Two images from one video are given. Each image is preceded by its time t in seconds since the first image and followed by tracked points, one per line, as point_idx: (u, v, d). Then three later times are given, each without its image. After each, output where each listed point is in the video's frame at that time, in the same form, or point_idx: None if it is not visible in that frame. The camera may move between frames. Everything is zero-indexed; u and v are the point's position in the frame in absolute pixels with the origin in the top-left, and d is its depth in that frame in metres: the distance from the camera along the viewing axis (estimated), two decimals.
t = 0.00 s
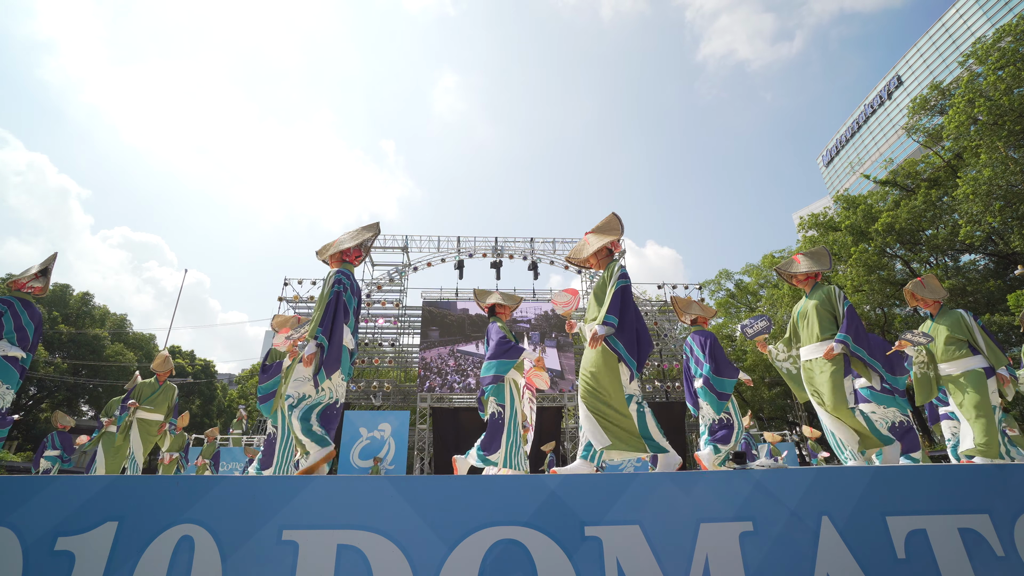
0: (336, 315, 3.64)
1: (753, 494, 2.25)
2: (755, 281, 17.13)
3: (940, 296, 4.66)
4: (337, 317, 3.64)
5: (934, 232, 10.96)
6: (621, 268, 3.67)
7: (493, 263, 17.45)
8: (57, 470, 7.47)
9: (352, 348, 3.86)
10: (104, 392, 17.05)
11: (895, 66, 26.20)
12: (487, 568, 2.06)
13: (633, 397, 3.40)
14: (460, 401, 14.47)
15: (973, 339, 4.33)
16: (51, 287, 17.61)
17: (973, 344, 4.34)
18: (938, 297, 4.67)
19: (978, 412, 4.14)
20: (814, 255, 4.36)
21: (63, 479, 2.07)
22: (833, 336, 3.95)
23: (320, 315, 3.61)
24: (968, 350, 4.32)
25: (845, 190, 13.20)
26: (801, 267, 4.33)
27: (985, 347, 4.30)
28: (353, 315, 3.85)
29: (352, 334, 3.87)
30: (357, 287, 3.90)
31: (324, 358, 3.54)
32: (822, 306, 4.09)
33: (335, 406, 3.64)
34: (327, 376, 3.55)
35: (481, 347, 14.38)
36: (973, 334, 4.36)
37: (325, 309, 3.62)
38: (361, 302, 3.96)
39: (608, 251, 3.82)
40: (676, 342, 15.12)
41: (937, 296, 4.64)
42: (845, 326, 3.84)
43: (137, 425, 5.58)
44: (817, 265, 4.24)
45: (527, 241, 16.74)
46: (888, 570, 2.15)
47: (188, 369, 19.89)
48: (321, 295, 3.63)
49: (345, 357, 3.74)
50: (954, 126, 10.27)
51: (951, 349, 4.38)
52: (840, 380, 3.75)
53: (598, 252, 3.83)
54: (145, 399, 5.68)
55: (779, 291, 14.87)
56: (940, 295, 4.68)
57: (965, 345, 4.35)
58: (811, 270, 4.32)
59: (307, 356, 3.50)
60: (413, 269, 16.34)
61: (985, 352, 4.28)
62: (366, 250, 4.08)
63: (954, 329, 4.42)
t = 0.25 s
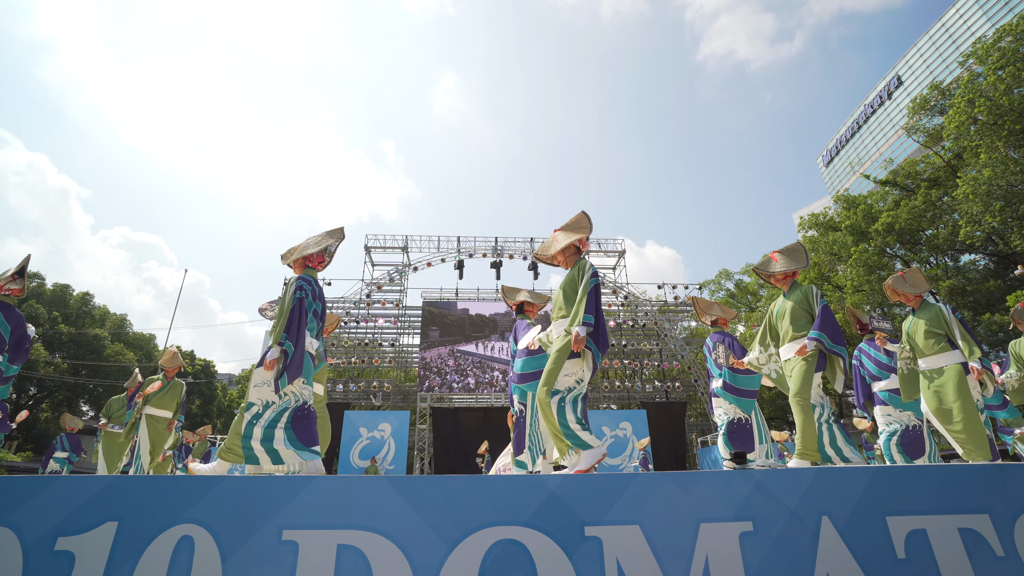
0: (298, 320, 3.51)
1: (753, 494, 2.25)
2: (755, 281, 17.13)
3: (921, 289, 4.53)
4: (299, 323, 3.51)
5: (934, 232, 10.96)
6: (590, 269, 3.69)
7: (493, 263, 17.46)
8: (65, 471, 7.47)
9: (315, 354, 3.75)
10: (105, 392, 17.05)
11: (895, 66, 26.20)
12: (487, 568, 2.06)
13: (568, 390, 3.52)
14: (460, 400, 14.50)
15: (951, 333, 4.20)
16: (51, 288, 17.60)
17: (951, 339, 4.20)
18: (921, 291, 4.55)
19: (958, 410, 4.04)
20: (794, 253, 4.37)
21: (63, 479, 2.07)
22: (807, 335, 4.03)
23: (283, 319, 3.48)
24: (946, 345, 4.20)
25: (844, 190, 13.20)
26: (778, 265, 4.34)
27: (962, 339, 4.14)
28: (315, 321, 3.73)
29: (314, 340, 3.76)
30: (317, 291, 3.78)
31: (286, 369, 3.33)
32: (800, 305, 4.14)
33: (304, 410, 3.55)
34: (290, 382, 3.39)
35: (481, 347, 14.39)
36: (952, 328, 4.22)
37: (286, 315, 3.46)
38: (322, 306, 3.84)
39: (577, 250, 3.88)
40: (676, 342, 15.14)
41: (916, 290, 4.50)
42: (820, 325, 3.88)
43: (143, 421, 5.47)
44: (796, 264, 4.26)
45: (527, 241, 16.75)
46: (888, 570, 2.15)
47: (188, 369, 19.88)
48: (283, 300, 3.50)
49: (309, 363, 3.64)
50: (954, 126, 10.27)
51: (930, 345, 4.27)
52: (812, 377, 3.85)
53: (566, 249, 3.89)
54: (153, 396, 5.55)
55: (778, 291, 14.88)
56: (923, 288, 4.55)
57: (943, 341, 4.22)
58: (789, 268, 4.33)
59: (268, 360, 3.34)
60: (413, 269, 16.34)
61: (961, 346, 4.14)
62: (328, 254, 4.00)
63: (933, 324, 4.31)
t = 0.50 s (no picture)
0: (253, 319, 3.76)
1: (753, 495, 2.25)
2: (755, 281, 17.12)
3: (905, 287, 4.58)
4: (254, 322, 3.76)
5: (934, 232, 10.97)
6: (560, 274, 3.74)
7: (493, 263, 17.45)
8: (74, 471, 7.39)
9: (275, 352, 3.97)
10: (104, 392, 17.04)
11: (895, 66, 26.21)
12: (487, 568, 2.06)
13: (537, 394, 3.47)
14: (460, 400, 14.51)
15: (933, 332, 4.33)
16: (51, 288, 17.60)
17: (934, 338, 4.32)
18: (902, 288, 4.58)
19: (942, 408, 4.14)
20: (764, 253, 4.44)
21: (63, 479, 2.08)
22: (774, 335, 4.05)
23: (237, 317, 3.70)
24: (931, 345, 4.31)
25: (845, 190, 13.20)
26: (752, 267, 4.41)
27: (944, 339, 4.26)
28: (273, 317, 3.94)
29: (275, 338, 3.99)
30: (280, 291, 4.02)
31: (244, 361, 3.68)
32: (768, 305, 4.20)
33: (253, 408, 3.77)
34: (249, 378, 3.70)
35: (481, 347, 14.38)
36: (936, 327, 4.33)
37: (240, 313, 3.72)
38: (283, 304, 4.07)
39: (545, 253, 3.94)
40: (676, 342, 15.14)
41: (897, 288, 4.53)
42: (788, 326, 3.98)
43: (153, 418, 5.50)
44: (770, 266, 4.33)
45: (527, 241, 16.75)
46: (888, 570, 2.15)
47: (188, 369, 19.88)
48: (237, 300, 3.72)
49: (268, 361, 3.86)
50: (954, 126, 10.27)
51: (914, 344, 4.40)
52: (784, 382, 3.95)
53: (532, 250, 3.93)
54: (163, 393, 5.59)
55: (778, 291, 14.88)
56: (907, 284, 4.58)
57: (927, 340, 4.34)
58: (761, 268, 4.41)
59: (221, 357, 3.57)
60: (413, 269, 16.35)
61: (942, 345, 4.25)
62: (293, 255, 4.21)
63: (916, 323, 4.43)
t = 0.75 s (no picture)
0: (206, 320, 3.72)
1: (753, 494, 2.25)
2: (755, 281, 17.12)
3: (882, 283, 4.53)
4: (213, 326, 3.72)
5: (934, 232, 10.97)
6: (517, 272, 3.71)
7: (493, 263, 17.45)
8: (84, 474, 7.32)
9: (241, 355, 4.02)
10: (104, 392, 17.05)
11: (895, 66, 26.21)
12: (487, 568, 2.06)
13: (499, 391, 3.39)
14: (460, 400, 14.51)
15: (910, 330, 4.25)
16: (51, 288, 17.60)
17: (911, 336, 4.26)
18: (879, 285, 4.52)
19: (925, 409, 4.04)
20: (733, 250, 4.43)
21: (63, 479, 2.08)
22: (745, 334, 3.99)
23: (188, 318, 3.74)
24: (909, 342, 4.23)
25: (845, 190, 13.19)
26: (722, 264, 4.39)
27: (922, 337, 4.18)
28: (234, 319, 3.92)
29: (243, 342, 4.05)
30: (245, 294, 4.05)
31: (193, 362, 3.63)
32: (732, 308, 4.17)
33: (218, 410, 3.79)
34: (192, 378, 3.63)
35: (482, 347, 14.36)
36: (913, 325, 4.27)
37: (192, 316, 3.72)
38: (249, 306, 4.09)
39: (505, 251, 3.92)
40: (676, 342, 15.14)
41: (875, 285, 4.48)
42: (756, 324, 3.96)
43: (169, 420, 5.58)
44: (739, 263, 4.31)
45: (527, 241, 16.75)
46: (888, 570, 2.15)
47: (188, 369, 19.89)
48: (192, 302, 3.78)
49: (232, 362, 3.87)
50: (954, 126, 10.27)
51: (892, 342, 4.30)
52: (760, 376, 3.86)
53: (496, 249, 3.90)
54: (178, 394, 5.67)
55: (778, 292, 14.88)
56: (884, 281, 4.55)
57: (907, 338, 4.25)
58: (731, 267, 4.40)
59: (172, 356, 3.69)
60: (413, 269, 16.35)
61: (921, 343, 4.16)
62: (259, 259, 4.27)
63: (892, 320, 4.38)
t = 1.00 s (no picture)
0: (166, 321, 3.60)
1: (753, 494, 2.25)
2: (755, 281, 17.11)
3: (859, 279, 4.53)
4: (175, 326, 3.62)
5: (934, 232, 10.97)
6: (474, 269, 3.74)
7: (493, 262, 17.44)
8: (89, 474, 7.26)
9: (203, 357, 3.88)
10: (104, 392, 17.06)
11: (895, 66, 26.22)
12: (487, 568, 2.06)
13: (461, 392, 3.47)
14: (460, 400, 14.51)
15: (889, 327, 4.20)
16: (51, 287, 17.61)
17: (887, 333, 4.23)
18: (856, 281, 4.53)
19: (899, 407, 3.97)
20: (705, 252, 4.33)
21: (63, 479, 2.08)
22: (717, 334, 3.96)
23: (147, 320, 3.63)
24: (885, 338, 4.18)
25: (845, 190, 13.19)
26: (695, 267, 4.26)
27: (900, 335, 4.14)
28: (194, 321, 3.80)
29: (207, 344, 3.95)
30: (210, 295, 3.97)
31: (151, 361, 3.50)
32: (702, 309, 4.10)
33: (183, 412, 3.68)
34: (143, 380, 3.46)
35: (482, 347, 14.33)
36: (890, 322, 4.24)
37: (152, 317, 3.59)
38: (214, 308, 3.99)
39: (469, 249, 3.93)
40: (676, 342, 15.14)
41: (852, 281, 4.49)
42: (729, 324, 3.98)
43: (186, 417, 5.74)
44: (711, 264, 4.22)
45: (527, 241, 16.75)
46: (888, 570, 2.16)
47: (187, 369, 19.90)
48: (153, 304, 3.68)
49: (197, 362, 3.77)
50: (954, 126, 10.27)
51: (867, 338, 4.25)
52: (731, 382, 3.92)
53: (458, 248, 3.90)
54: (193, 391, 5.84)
55: (778, 292, 14.88)
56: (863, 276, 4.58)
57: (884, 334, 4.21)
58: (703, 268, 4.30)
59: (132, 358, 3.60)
60: (413, 269, 16.35)
61: (900, 340, 4.12)
62: (225, 261, 4.20)
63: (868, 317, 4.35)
